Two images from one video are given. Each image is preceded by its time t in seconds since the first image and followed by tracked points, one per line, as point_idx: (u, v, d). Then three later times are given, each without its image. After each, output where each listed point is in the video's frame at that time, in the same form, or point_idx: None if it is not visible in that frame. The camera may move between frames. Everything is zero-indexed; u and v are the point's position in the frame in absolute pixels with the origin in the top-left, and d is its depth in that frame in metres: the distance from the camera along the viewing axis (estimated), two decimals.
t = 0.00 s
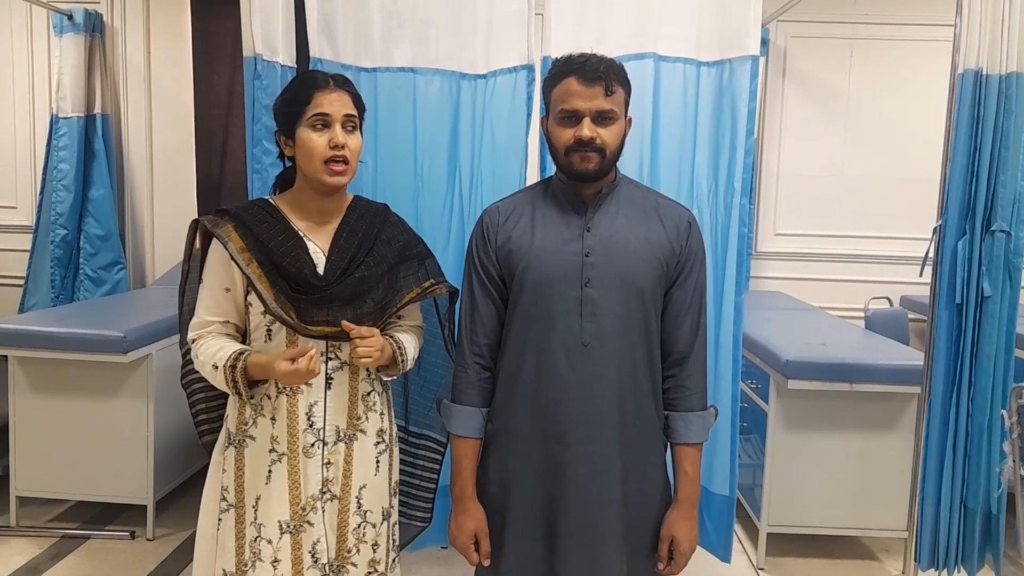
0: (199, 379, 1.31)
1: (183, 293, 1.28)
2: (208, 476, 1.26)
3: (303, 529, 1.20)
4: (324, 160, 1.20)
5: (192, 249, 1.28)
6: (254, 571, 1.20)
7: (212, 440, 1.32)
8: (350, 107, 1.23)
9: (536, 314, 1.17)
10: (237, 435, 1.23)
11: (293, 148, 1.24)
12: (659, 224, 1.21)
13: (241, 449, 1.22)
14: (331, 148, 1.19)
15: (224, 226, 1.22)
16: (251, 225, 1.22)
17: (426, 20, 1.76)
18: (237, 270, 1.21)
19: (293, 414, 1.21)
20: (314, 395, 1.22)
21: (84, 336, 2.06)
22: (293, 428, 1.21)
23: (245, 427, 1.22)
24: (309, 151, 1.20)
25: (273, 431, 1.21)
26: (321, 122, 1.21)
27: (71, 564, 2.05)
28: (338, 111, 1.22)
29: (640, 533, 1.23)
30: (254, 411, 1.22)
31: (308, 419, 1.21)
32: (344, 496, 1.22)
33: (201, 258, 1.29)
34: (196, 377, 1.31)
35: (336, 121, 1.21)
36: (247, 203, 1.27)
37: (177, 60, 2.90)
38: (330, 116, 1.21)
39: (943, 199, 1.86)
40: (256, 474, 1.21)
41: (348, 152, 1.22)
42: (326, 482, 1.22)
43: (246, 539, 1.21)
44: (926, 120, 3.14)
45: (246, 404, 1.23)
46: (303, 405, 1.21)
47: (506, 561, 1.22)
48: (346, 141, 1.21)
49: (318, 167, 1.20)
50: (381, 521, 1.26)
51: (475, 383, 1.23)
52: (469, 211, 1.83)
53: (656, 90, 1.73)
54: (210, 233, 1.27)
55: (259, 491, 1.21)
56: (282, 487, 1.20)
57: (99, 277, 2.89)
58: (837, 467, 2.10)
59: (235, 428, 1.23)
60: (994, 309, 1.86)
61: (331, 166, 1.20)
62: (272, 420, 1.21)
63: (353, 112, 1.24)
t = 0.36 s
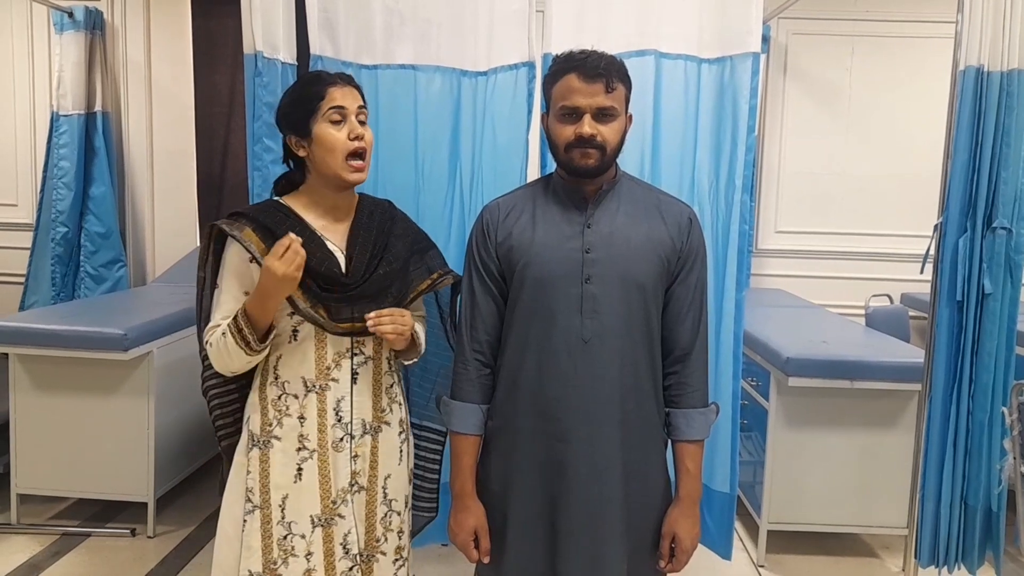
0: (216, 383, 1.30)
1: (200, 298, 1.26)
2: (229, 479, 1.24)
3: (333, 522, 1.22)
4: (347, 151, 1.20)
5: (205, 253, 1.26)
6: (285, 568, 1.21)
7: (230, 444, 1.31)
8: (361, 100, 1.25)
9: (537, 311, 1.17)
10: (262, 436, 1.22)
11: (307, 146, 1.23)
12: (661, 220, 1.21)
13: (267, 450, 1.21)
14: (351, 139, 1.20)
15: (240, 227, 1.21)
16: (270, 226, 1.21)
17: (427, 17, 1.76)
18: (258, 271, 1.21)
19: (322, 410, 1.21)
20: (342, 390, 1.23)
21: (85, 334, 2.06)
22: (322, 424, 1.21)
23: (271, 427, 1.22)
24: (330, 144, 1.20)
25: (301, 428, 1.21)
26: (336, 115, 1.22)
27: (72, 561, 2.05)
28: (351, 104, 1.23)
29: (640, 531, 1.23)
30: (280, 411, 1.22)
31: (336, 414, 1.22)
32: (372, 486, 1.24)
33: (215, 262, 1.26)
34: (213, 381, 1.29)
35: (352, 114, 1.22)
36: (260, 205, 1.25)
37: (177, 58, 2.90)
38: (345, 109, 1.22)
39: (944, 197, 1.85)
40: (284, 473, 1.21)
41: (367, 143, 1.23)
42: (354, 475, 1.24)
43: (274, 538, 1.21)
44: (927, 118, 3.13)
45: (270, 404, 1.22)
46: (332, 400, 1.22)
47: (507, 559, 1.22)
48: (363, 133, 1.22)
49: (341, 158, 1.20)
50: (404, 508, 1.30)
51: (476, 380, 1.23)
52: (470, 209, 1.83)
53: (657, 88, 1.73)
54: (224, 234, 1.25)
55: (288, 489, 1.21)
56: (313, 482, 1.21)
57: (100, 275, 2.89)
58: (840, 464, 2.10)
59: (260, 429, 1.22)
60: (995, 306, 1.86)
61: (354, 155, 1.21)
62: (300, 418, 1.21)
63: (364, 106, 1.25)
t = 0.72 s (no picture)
0: (221, 379, 1.30)
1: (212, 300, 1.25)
2: (245, 480, 1.25)
3: (354, 520, 1.23)
4: (331, 172, 1.20)
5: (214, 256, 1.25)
6: (308, 565, 1.21)
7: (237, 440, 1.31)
8: (357, 120, 1.22)
9: (536, 310, 1.17)
10: (277, 437, 1.22)
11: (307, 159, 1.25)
12: (660, 220, 1.21)
13: (283, 450, 1.22)
14: (336, 163, 1.19)
15: (251, 231, 1.22)
16: (282, 230, 1.22)
17: (427, 18, 1.76)
18: (269, 273, 1.21)
19: (337, 410, 1.21)
20: (356, 390, 1.23)
21: (85, 335, 2.06)
22: (337, 424, 1.21)
23: (286, 427, 1.22)
24: (317, 164, 1.20)
25: (316, 429, 1.21)
26: (327, 136, 1.21)
27: (73, 562, 2.05)
28: (343, 124, 1.21)
29: (640, 531, 1.23)
30: (294, 411, 1.21)
31: (351, 413, 1.22)
32: (390, 483, 1.25)
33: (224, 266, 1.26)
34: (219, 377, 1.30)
35: (341, 135, 1.21)
36: (271, 209, 1.26)
37: (177, 59, 2.90)
38: (335, 130, 1.21)
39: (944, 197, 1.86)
40: (302, 471, 1.21)
41: (355, 164, 1.20)
42: (372, 473, 1.24)
43: (295, 536, 1.21)
44: (927, 117, 3.13)
45: (285, 404, 1.22)
46: (347, 400, 1.22)
47: (507, 560, 1.22)
48: (351, 154, 1.20)
49: (326, 178, 1.21)
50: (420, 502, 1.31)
51: (475, 380, 1.23)
52: (470, 209, 1.82)
53: (657, 88, 1.73)
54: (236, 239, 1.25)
55: (306, 488, 1.21)
56: (332, 482, 1.21)
57: (100, 276, 2.90)
58: (842, 464, 2.10)
59: (274, 430, 1.23)
60: (996, 306, 1.85)
61: (339, 178, 1.20)
62: (314, 419, 1.21)
63: (361, 124, 1.22)
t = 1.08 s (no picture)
0: (221, 375, 1.31)
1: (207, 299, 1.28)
2: (235, 475, 1.27)
3: (332, 522, 1.22)
4: (326, 178, 1.21)
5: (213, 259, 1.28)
6: (288, 564, 1.22)
7: (234, 436, 1.32)
8: (353, 127, 1.22)
9: (532, 315, 1.17)
10: (265, 434, 1.24)
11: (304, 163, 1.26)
12: (655, 225, 1.21)
13: (269, 447, 1.23)
14: (331, 170, 1.20)
15: (244, 234, 1.24)
16: (271, 233, 1.23)
17: (424, 23, 1.76)
18: (258, 275, 1.22)
19: (319, 413, 1.22)
20: (339, 393, 1.23)
21: (81, 339, 2.05)
22: (319, 426, 1.22)
23: (273, 426, 1.23)
24: (313, 169, 1.22)
25: (300, 430, 1.22)
26: (322, 142, 1.22)
27: (67, 567, 2.05)
28: (338, 132, 1.21)
29: (636, 534, 1.23)
30: (282, 410, 1.23)
31: (333, 416, 1.22)
32: (370, 488, 1.24)
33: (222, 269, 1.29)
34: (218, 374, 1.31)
35: (337, 143, 1.21)
36: (269, 212, 1.28)
37: (174, 63, 2.90)
38: (330, 138, 1.21)
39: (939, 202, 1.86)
40: (286, 470, 1.22)
41: (350, 169, 1.21)
42: (352, 476, 1.23)
43: (278, 534, 1.22)
44: (922, 122, 3.15)
45: (273, 403, 1.24)
46: (329, 403, 1.22)
47: (502, 564, 1.21)
48: (346, 162, 1.20)
49: (322, 184, 1.22)
50: (406, 510, 1.28)
51: (471, 385, 1.23)
52: (467, 213, 1.83)
53: (653, 92, 1.74)
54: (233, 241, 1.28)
55: (291, 486, 1.23)
56: (312, 483, 1.21)
57: (96, 280, 2.89)
58: (836, 468, 2.10)
59: (263, 427, 1.24)
60: (990, 311, 1.87)
61: (335, 184, 1.21)
62: (298, 420, 1.22)
63: (356, 131, 1.23)
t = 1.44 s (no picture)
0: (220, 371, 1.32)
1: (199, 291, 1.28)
2: (225, 472, 1.26)
3: (319, 520, 1.23)
4: (319, 159, 1.21)
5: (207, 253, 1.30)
6: (278, 561, 1.22)
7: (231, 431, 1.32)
8: (344, 107, 1.24)
9: (533, 315, 1.18)
10: (254, 431, 1.23)
11: (296, 153, 1.26)
12: (656, 225, 1.21)
13: (258, 445, 1.23)
14: (323, 149, 1.20)
15: (236, 229, 1.25)
16: (263, 230, 1.24)
17: (426, 24, 1.76)
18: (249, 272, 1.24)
19: (306, 412, 1.21)
20: (325, 393, 1.22)
21: (84, 339, 2.06)
22: (306, 425, 1.21)
23: (262, 423, 1.23)
24: (306, 153, 1.21)
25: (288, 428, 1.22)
26: (314, 124, 1.22)
27: (71, 567, 2.05)
28: (329, 111, 1.22)
29: (637, 534, 1.23)
30: (271, 408, 1.24)
31: (320, 416, 1.22)
32: (356, 488, 1.23)
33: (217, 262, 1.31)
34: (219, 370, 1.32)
35: (328, 121, 1.22)
36: (264, 207, 1.28)
37: (176, 64, 2.90)
38: (321, 117, 1.22)
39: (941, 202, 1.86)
40: (275, 468, 1.23)
41: (342, 151, 1.21)
42: (339, 476, 1.23)
43: (268, 531, 1.22)
44: (924, 121, 3.14)
45: (263, 400, 1.24)
46: (316, 403, 1.22)
47: (505, 564, 1.22)
48: (338, 140, 1.21)
49: (315, 167, 1.21)
50: (394, 512, 1.27)
51: (473, 385, 1.23)
52: (469, 214, 1.83)
53: (655, 92, 1.73)
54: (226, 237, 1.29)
55: (281, 484, 1.23)
56: (299, 481, 1.22)
57: (98, 280, 2.89)
58: (838, 468, 2.10)
59: (252, 424, 1.24)
60: (993, 311, 1.86)
61: (326, 165, 1.20)
62: (287, 418, 1.23)
63: (348, 111, 1.24)
